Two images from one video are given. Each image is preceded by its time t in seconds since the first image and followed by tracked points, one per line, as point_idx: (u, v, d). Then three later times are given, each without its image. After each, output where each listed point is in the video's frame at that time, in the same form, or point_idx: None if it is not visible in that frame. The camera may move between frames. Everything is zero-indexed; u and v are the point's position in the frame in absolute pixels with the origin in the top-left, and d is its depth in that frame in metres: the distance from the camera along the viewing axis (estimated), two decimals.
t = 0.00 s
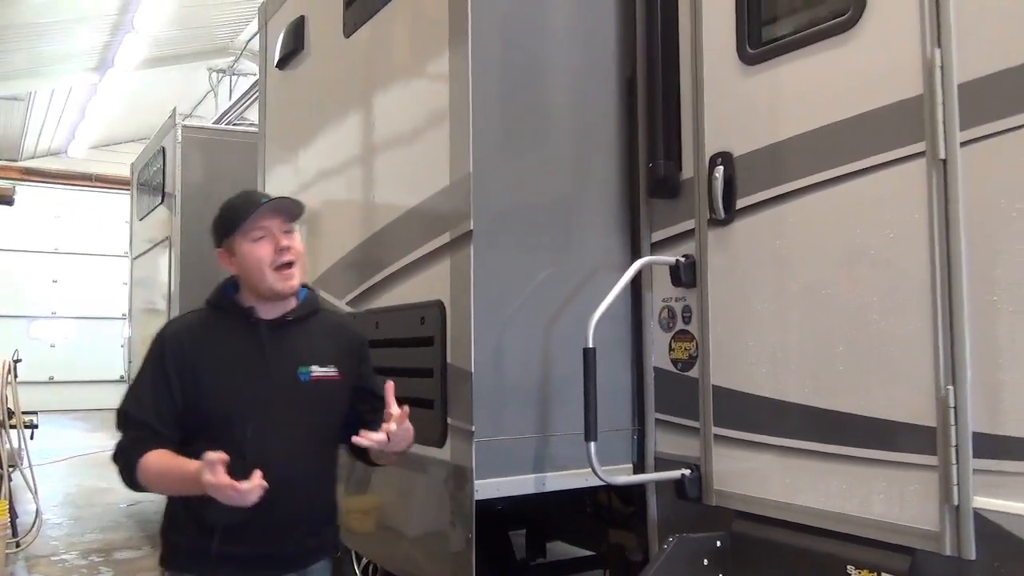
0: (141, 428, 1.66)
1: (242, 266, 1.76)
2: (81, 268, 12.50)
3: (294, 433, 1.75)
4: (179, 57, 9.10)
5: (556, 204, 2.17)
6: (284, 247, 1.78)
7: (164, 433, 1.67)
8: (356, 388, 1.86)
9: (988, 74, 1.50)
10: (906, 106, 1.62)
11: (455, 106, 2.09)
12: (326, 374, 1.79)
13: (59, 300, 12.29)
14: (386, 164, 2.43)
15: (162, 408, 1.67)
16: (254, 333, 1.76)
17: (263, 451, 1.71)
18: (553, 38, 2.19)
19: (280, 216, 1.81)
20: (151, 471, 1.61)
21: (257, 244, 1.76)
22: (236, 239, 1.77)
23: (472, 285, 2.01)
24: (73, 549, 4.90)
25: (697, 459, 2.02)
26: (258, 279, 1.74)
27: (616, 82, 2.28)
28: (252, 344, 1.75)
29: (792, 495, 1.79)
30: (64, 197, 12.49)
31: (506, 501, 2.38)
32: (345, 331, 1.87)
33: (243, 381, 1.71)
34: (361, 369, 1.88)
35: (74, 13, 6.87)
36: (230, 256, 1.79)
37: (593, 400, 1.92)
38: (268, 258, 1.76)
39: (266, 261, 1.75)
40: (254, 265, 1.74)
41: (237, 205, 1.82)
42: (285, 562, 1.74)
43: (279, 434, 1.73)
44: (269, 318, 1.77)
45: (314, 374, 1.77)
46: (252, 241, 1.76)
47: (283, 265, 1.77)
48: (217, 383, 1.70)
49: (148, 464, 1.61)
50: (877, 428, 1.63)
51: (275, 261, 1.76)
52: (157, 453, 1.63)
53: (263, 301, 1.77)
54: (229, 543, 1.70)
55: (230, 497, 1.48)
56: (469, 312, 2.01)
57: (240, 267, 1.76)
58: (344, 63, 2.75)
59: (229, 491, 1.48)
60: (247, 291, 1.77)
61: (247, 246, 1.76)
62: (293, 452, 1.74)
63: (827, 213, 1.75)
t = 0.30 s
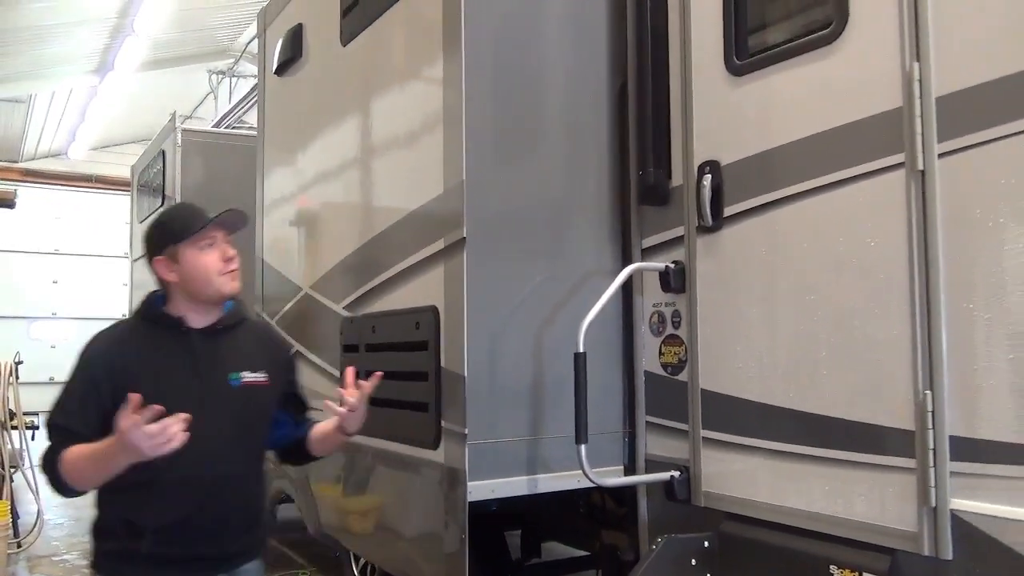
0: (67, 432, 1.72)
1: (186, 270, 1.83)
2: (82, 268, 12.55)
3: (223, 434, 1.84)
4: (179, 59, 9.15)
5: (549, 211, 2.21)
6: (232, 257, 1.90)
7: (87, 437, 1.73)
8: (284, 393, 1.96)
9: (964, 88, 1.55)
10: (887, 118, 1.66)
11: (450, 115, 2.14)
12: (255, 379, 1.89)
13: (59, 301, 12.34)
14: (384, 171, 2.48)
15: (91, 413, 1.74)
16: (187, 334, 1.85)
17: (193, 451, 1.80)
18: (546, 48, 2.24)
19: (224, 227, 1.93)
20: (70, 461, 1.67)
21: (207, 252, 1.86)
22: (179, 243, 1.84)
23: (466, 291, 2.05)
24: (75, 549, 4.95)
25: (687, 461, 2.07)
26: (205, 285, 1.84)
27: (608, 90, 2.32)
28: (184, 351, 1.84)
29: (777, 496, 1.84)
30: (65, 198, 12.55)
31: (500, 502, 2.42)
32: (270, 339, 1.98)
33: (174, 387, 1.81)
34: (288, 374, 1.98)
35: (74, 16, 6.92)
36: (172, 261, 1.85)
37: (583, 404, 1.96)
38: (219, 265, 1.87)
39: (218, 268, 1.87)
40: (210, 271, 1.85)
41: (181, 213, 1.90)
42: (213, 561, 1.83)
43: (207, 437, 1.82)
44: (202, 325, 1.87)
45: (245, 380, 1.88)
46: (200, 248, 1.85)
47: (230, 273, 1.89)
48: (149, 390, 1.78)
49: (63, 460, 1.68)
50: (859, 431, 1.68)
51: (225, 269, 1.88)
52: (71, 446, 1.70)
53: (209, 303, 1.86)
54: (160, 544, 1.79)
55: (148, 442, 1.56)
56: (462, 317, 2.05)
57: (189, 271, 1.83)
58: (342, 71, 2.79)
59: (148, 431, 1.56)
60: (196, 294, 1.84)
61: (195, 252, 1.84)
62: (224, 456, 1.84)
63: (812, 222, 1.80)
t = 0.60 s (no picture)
0: (28, 439, 2.25)
1: (152, 278, 2.46)
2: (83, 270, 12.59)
3: (183, 430, 2.49)
4: (180, 62, 9.20)
5: (543, 220, 2.24)
6: (190, 269, 2.57)
7: (47, 444, 2.27)
8: (231, 390, 2.68)
9: (945, 103, 1.58)
10: (871, 131, 1.70)
11: (444, 126, 2.18)
12: (209, 381, 2.57)
13: (61, 303, 12.41)
14: (381, 180, 2.52)
15: (55, 417, 2.29)
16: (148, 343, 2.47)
17: (155, 449, 2.41)
18: (540, 60, 2.27)
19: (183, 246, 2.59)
20: (31, 476, 2.15)
21: (174, 262, 2.52)
22: (146, 254, 2.46)
23: (460, 300, 2.09)
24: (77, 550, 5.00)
25: (678, 466, 2.10)
26: (177, 291, 2.50)
27: (601, 100, 2.36)
28: (149, 358, 2.45)
29: (764, 501, 1.88)
30: (67, 200, 12.59)
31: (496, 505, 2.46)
32: (216, 347, 2.67)
33: (141, 397, 2.40)
34: (231, 375, 2.68)
35: (74, 21, 6.97)
36: (137, 269, 2.46)
37: (575, 410, 2.00)
38: (182, 274, 2.52)
39: (183, 276, 2.53)
40: (178, 277, 2.50)
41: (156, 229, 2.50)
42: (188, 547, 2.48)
43: (164, 429, 2.44)
44: (152, 328, 2.51)
45: (199, 382, 2.55)
46: (168, 260, 2.49)
47: (189, 281, 2.55)
48: (113, 391, 2.36)
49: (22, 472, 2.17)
50: (844, 437, 1.72)
51: (187, 277, 2.54)
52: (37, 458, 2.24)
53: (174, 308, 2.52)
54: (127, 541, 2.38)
55: (109, 472, 2.02)
56: (456, 325, 2.09)
57: (155, 278, 2.46)
58: (340, 80, 2.83)
59: (109, 466, 2.01)
60: (163, 298, 2.48)
61: (163, 263, 2.48)
62: (186, 444, 2.48)
63: (798, 232, 1.84)
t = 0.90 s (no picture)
0: (36, 440, 2.23)
1: (144, 287, 2.52)
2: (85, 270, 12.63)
3: (174, 425, 2.58)
4: (181, 63, 9.23)
5: (541, 224, 2.27)
6: (177, 277, 2.64)
7: (57, 444, 2.25)
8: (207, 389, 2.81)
9: (934, 112, 1.61)
10: (862, 139, 1.73)
11: (443, 132, 2.21)
12: (193, 378, 2.70)
13: (62, 303, 12.45)
14: (381, 185, 2.55)
15: (61, 418, 2.29)
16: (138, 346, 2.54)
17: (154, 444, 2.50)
18: (537, 67, 2.30)
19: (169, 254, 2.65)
20: (61, 485, 2.15)
21: (164, 272, 2.58)
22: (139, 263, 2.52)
23: (458, 303, 2.11)
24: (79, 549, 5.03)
25: (673, 468, 2.13)
26: (167, 300, 2.57)
27: (597, 106, 2.39)
28: (143, 359, 2.53)
29: (757, 503, 1.91)
30: (68, 200, 12.63)
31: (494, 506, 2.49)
32: (190, 346, 2.79)
33: (144, 393, 2.48)
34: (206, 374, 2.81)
35: (76, 23, 7.00)
36: (127, 277, 2.52)
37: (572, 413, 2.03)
38: (170, 283, 2.59)
39: (172, 285, 2.60)
40: (168, 287, 2.57)
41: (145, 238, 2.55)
42: (183, 541, 2.58)
43: (160, 427, 2.52)
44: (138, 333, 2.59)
45: (186, 379, 2.66)
46: (158, 269, 2.56)
47: (176, 290, 2.63)
48: (115, 391, 2.41)
49: (49, 478, 2.16)
50: (835, 440, 1.75)
51: (174, 286, 2.61)
52: (57, 462, 2.23)
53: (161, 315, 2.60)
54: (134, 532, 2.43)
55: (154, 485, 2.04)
56: (455, 329, 2.12)
57: (146, 287, 2.52)
58: (340, 85, 2.86)
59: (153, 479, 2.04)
60: (152, 306, 2.55)
61: (154, 272, 2.54)
62: (178, 442, 2.58)
63: (791, 238, 1.86)
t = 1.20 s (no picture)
0: (58, 435, 2.43)
1: (135, 287, 2.69)
2: (86, 270, 12.66)
3: (182, 424, 2.76)
4: (182, 64, 9.24)
5: (539, 229, 2.29)
6: (174, 278, 2.79)
7: (75, 438, 2.46)
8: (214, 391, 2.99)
9: (926, 123, 1.63)
10: (856, 148, 1.75)
11: (442, 140, 2.23)
12: (201, 380, 2.88)
13: (63, 304, 12.48)
14: (381, 190, 2.57)
15: (79, 417, 2.50)
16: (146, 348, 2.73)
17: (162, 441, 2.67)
18: (536, 75, 2.32)
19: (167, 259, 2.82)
20: (95, 477, 2.38)
21: (158, 272, 2.74)
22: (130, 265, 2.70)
23: (457, 309, 2.13)
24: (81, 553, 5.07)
25: (670, 472, 2.15)
26: (156, 300, 2.70)
27: (595, 111, 2.41)
28: (151, 363, 2.72)
29: (752, 507, 1.93)
30: (69, 201, 12.65)
31: (493, 510, 2.50)
32: (199, 350, 2.98)
33: (155, 394, 2.68)
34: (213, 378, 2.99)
35: (76, 24, 7.02)
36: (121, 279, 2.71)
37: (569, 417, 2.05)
38: (165, 283, 2.75)
39: (166, 284, 2.75)
40: (160, 286, 2.72)
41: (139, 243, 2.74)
42: (190, 533, 2.78)
43: (169, 427, 2.71)
44: (145, 334, 2.76)
45: (194, 382, 2.85)
46: (149, 270, 2.72)
47: (173, 289, 2.77)
48: (126, 393, 2.61)
49: (83, 469, 2.39)
50: (829, 445, 1.77)
51: (170, 286, 2.76)
52: (81, 457, 2.44)
53: (162, 314, 2.74)
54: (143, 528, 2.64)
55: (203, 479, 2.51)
56: (454, 335, 2.14)
57: (137, 287, 2.69)
58: (341, 91, 2.88)
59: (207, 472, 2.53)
60: (148, 305, 2.71)
61: (142, 273, 2.70)
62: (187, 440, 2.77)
63: (786, 246, 1.89)
